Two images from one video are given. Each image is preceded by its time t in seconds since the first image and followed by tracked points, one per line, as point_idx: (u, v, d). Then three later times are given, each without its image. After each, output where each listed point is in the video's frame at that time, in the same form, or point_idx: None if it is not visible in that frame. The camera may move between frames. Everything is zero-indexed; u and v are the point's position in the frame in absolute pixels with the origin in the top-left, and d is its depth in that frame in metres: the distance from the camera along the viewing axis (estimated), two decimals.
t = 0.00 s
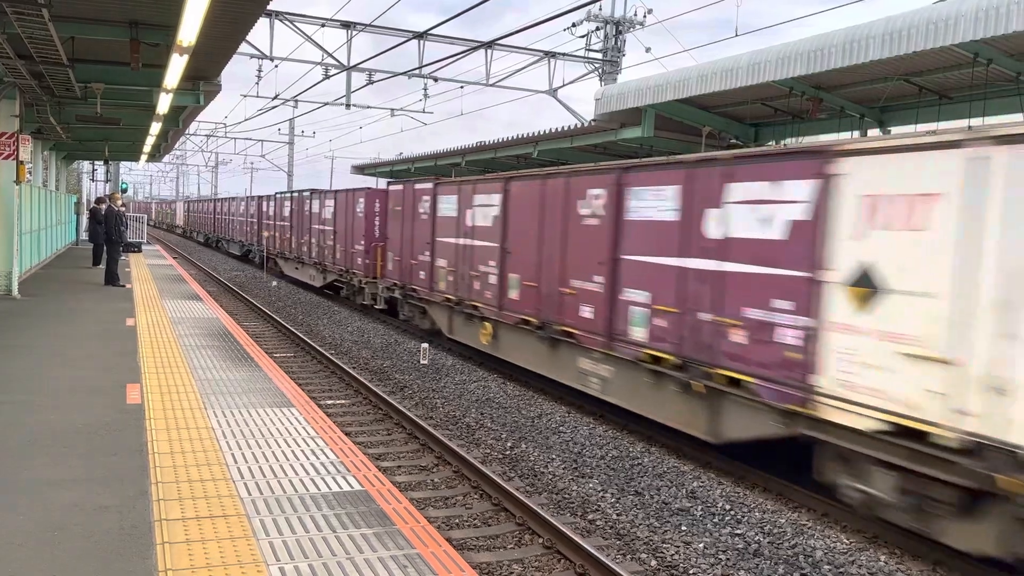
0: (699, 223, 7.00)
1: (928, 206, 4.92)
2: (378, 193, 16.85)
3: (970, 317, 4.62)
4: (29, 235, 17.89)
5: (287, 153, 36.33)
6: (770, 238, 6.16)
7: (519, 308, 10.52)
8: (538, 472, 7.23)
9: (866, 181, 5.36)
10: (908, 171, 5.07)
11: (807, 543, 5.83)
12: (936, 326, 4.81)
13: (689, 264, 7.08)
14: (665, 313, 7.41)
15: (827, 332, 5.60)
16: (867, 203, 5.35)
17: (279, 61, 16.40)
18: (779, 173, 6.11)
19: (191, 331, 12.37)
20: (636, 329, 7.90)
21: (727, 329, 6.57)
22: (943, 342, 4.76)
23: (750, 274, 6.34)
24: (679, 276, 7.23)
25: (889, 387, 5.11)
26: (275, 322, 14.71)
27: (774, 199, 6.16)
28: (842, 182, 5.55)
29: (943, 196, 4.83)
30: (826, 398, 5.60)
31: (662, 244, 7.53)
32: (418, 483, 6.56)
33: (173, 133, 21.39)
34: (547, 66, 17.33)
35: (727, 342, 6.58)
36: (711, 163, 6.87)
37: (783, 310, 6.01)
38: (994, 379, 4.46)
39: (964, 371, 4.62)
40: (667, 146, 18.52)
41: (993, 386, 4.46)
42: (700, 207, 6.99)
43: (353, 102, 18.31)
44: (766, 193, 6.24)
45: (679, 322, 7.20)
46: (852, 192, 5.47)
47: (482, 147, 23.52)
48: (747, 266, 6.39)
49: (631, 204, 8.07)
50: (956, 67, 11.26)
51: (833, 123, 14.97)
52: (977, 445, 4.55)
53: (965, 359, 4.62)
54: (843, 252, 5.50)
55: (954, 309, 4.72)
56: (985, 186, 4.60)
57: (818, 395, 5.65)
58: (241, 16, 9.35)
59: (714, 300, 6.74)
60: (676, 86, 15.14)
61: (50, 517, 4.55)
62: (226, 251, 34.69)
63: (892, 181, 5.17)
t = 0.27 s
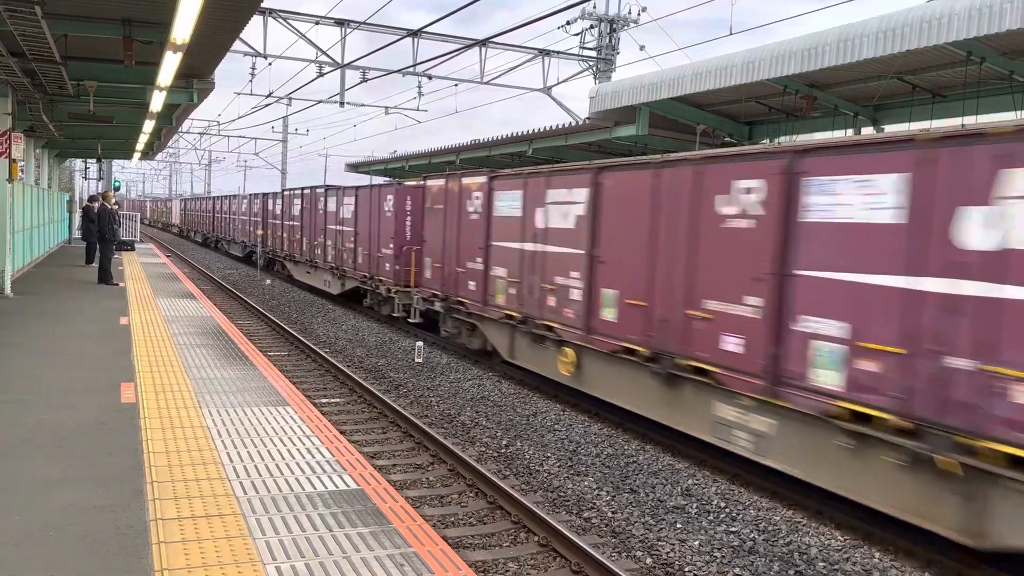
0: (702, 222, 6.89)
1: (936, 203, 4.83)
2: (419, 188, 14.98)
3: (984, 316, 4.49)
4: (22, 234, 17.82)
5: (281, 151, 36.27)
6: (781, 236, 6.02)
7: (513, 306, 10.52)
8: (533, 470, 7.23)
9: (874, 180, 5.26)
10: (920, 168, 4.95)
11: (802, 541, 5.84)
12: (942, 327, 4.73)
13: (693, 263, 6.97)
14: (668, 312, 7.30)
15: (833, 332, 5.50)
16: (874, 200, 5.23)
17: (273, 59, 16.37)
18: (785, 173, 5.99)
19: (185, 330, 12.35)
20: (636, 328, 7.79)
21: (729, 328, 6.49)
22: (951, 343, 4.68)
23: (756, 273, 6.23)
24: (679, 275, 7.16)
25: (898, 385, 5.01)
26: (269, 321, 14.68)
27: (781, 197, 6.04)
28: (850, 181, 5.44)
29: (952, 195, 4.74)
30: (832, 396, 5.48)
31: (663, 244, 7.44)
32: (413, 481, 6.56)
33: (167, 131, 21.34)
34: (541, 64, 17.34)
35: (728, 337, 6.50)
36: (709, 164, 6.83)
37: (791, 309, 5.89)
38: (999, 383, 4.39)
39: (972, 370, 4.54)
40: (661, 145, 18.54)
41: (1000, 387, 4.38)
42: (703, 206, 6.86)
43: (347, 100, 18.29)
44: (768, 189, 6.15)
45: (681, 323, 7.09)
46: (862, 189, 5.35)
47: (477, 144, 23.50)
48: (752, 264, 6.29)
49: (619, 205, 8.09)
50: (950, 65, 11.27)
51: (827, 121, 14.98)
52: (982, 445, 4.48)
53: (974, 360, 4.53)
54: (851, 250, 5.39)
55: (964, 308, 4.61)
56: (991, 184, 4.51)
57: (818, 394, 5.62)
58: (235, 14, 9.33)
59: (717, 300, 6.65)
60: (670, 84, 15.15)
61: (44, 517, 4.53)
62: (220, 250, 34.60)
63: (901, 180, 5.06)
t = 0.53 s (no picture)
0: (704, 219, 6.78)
1: (949, 201, 4.74)
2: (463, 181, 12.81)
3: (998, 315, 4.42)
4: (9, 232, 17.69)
5: (270, 147, 36.16)
6: (783, 232, 5.95)
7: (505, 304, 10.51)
8: (525, 467, 7.24)
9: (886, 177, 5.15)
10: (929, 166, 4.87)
11: (793, 537, 5.86)
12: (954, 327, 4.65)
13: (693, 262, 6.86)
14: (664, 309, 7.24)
15: (841, 332, 5.41)
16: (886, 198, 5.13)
17: (262, 56, 16.30)
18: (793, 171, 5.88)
19: (175, 328, 12.29)
20: (632, 327, 7.74)
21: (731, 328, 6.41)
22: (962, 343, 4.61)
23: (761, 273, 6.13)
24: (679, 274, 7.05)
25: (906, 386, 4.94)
26: (259, 319, 14.64)
27: (789, 195, 5.92)
28: (861, 178, 5.33)
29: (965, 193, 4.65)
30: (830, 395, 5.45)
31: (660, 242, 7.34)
32: (405, 479, 6.55)
33: (155, 129, 21.21)
34: (532, 61, 17.33)
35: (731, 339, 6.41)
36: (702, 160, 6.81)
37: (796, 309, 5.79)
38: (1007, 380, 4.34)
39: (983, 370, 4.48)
40: (651, 142, 18.56)
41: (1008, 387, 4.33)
42: (704, 204, 6.75)
43: (337, 97, 18.24)
44: (776, 187, 6.03)
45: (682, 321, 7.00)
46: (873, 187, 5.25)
47: (467, 141, 23.48)
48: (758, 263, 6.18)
49: (614, 202, 8.08)
50: (939, 63, 11.32)
51: (816, 119, 15.02)
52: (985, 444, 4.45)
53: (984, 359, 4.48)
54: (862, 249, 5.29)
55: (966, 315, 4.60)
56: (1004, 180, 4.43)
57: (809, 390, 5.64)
58: (224, 10, 9.28)
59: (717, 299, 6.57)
60: (660, 81, 15.17)
61: (35, 517, 4.50)
62: (208, 248, 34.45)
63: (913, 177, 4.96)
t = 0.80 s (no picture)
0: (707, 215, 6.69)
1: (952, 197, 4.64)
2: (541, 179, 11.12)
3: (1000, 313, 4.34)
4: None
5: (257, 144, 36.04)
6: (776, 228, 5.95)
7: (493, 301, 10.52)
8: (513, 464, 7.25)
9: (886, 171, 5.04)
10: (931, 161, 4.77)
11: (780, 531, 5.90)
12: (954, 326, 4.58)
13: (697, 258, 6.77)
14: (660, 305, 7.26)
15: (843, 330, 5.32)
16: (889, 194, 5.02)
17: (248, 52, 16.22)
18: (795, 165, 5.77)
19: (161, 326, 12.23)
20: (632, 324, 7.71)
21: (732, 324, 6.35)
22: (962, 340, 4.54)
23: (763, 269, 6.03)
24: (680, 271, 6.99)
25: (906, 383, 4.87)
26: (245, 316, 14.58)
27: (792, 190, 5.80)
28: (864, 173, 5.21)
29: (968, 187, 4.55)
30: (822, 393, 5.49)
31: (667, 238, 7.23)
32: (393, 476, 6.54)
33: (140, 125, 21.09)
34: (519, 58, 17.33)
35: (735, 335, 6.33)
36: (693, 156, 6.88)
37: (796, 306, 5.70)
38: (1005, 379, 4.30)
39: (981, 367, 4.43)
40: (638, 139, 18.61)
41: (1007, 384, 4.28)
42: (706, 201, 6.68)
43: (323, 94, 18.18)
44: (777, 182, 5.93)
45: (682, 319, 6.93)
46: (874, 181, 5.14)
47: (454, 138, 23.46)
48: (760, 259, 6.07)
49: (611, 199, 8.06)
50: (923, 60, 11.39)
51: (803, 116, 15.08)
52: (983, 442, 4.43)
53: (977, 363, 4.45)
54: (862, 246, 5.20)
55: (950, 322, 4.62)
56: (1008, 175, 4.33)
57: (798, 386, 5.68)
58: (210, 6, 9.24)
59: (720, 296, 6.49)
60: (647, 78, 15.20)
61: (20, 516, 4.47)
62: (194, 245, 34.31)
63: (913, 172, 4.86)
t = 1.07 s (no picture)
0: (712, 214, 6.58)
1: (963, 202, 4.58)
2: (664, 176, 9.00)
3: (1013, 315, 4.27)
4: None
5: (243, 144, 35.92)
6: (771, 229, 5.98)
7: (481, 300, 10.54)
8: (500, 462, 7.27)
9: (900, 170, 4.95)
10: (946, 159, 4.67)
11: (764, 528, 5.95)
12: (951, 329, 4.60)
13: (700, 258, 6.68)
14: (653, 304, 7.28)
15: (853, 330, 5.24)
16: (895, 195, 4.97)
17: (234, 51, 16.18)
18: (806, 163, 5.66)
19: (147, 326, 12.18)
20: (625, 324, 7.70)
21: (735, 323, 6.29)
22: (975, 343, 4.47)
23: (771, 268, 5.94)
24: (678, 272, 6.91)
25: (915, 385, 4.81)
26: (232, 316, 14.54)
27: (803, 188, 5.70)
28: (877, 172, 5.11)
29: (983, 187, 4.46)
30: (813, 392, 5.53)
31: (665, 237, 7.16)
32: (380, 475, 6.56)
33: (125, 124, 20.97)
34: (506, 57, 17.35)
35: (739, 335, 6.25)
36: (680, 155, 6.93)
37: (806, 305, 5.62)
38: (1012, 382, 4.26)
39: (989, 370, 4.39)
40: (625, 138, 18.66)
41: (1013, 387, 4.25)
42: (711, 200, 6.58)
43: (310, 93, 18.15)
44: (787, 180, 5.83)
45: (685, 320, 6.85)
46: (887, 180, 5.04)
47: (441, 137, 23.47)
48: (768, 258, 5.98)
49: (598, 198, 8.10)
50: (906, 61, 11.50)
51: (788, 115, 15.18)
52: (981, 444, 4.42)
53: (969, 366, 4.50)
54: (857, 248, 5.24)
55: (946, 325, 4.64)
56: None
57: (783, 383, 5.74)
58: (196, 6, 9.22)
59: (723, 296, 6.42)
60: (634, 78, 15.25)
61: (5, 517, 4.46)
62: (180, 245, 34.17)
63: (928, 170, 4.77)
